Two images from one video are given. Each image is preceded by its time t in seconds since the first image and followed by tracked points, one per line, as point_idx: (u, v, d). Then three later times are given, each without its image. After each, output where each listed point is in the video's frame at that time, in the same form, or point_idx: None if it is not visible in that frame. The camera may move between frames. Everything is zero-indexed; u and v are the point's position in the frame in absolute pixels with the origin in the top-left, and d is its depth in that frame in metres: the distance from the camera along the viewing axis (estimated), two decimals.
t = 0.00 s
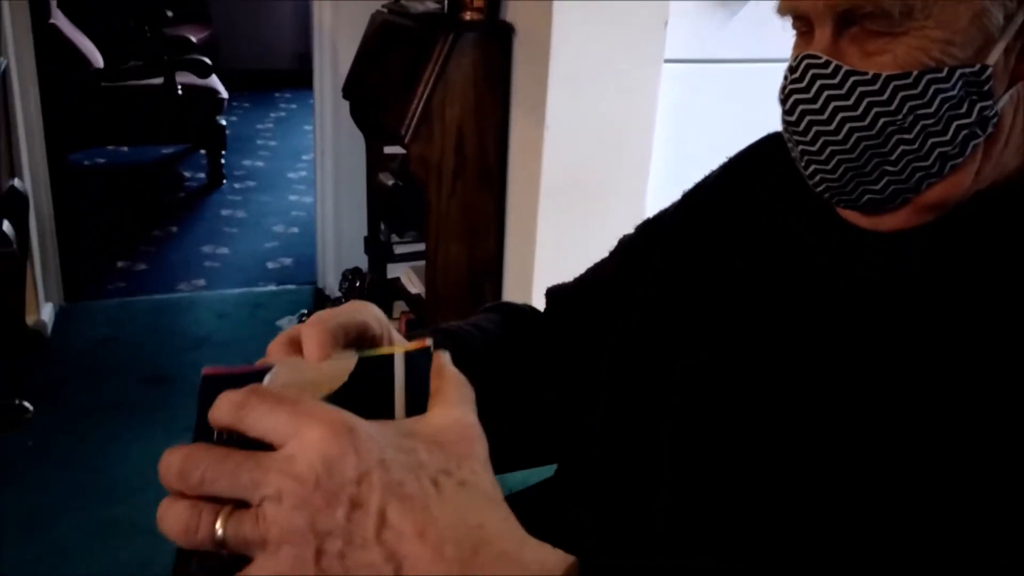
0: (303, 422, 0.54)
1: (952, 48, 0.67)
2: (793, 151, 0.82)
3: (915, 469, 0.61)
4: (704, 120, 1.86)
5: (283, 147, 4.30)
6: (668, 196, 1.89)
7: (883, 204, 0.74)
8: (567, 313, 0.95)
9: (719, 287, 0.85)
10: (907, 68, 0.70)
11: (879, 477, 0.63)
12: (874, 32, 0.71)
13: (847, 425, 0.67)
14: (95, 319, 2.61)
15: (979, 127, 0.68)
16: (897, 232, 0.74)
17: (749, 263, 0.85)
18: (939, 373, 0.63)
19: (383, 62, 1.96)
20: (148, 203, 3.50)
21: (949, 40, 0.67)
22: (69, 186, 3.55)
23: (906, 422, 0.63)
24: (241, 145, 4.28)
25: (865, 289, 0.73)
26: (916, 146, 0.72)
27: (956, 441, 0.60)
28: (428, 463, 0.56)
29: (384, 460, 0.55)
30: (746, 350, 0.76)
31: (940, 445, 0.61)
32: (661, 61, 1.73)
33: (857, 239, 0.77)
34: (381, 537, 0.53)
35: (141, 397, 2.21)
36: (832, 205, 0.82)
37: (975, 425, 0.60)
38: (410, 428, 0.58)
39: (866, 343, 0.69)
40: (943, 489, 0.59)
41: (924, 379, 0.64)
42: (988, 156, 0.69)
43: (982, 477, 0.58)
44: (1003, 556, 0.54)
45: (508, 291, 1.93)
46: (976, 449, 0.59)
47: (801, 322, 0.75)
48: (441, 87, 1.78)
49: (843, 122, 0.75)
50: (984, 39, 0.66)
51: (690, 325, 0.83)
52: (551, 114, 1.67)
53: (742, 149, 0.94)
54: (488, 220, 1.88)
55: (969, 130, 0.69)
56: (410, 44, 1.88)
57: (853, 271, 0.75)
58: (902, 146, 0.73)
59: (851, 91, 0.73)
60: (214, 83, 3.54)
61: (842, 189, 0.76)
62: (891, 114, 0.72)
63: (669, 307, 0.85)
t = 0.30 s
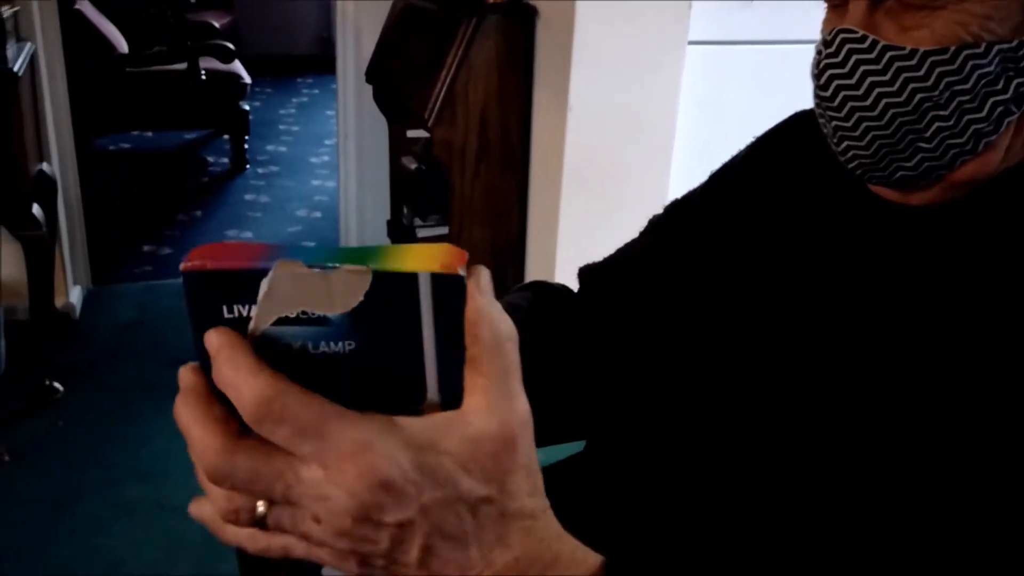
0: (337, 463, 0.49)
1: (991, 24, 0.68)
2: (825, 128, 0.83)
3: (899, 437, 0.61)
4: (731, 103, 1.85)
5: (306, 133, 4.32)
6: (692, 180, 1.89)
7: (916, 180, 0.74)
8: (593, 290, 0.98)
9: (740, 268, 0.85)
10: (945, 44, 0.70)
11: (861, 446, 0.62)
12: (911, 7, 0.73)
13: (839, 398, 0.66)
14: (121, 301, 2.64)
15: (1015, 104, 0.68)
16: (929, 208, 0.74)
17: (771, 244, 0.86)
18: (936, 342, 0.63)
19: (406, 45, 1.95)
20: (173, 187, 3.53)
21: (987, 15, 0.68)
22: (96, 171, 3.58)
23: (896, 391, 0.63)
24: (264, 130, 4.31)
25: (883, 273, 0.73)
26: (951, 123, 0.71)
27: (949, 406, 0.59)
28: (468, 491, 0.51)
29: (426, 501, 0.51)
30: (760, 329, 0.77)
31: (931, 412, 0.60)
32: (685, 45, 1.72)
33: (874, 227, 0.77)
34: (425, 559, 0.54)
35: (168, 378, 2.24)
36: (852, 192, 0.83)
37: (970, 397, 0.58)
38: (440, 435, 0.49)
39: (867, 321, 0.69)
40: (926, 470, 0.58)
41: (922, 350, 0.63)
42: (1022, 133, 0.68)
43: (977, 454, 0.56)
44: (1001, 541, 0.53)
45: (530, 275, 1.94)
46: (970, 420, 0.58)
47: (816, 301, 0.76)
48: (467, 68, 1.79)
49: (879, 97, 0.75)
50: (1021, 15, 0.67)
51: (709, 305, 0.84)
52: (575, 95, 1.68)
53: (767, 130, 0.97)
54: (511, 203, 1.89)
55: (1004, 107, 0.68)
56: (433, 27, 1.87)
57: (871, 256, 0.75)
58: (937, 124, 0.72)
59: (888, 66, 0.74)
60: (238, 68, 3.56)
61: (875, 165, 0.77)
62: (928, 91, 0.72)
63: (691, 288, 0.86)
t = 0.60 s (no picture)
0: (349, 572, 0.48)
1: None
2: (865, 117, 0.83)
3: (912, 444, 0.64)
4: (766, 95, 1.85)
5: (341, 123, 4.36)
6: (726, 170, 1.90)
7: (956, 170, 0.74)
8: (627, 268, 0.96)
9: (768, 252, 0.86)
10: (989, 33, 0.70)
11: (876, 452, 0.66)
12: None
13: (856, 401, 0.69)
14: (159, 287, 2.69)
15: None
16: (969, 198, 0.74)
17: (802, 228, 0.86)
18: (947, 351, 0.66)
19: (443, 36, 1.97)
20: (210, 176, 3.57)
21: None
22: (136, 159, 3.64)
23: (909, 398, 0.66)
24: (300, 120, 4.35)
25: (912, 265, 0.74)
26: (992, 114, 0.71)
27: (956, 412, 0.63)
28: (491, 566, 0.48)
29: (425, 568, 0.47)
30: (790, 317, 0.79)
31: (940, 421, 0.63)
32: (721, 35, 1.71)
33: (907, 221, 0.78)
34: None
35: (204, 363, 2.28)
36: (885, 183, 0.83)
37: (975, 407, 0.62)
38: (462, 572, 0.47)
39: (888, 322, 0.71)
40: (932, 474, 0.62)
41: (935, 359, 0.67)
42: None
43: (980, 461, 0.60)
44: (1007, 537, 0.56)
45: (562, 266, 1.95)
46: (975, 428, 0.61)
47: (824, 284, 0.80)
48: (501, 57, 1.78)
49: (920, 87, 0.75)
50: None
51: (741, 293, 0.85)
52: (608, 84, 1.68)
53: (806, 117, 0.94)
54: (543, 193, 1.90)
55: None
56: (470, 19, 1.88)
57: (902, 249, 0.76)
58: (978, 115, 0.72)
59: (931, 55, 0.74)
60: (276, 59, 3.60)
61: (914, 155, 0.77)
62: (970, 81, 0.71)
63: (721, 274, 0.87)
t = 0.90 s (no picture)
0: None
1: None
2: (888, 128, 0.83)
3: (913, 452, 0.68)
4: (789, 99, 1.83)
5: (363, 123, 4.38)
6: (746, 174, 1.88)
7: (980, 183, 0.75)
8: (639, 260, 0.96)
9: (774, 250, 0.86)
10: (1016, 46, 0.73)
11: (880, 458, 0.70)
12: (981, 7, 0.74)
13: (854, 403, 0.73)
14: (180, 284, 2.71)
15: None
16: (993, 210, 0.74)
17: (809, 228, 0.86)
18: (938, 360, 0.70)
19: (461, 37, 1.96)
20: (231, 175, 3.59)
21: None
22: (159, 157, 3.67)
23: (909, 403, 0.70)
24: (323, 120, 4.37)
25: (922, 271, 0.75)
26: (1018, 126, 0.74)
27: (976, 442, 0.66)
28: None
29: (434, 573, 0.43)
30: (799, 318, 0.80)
31: (939, 432, 0.68)
32: (743, 39, 1.70)
33: (926, 230, 0.77)
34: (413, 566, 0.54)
35: (222, 361, 2.29)
36: (906, 193, 0.82)
37: (975, 420, 0.67)
38: None
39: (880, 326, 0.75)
40: (931, 481, 0.67)
41: (931, 366, 0.70)
42: None
43: (980, 472, 0.65)
44: (1011, 539, 0.63)
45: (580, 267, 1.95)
46: (975, 441, 0.66)
47: (842, 292, 0.80)
48: (522, 58, 1.77)
49: (946, 101, 0.77)
50: None
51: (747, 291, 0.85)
52: (630, 89, 1.68)
53: (829, 121, 0.93)
54: (562, 194, 1.89)
55: None
56: (490, 18, 1.87)
57: (913, 254, 0.76)
58: (1004, 127, 0.74)
59: (956, 67, 0.75)
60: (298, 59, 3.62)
61: (938, 167, 0.77)
62: (996, 94, 0.74)
63: (737, 280, 0.87)
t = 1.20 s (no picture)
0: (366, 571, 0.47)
1: None
2: (899, 124, 0.83)
3: (918, 453, 0.69)
4: (803, 98, 1.83)
5: (377, 123, 4.39)
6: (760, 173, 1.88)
7: (992, 177, 0.74)
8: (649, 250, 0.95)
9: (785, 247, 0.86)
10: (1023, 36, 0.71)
11: (877, 455, 0.71)
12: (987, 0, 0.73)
13: (862, 405, 0.73)
14: (195, 284, 2.72)
15: None
16: (1005, 206, 0.74)
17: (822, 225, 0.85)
18: (946, 361, 0.70)
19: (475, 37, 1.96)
20: (246, 175, 3.61)
21: None
22: (176, 157, 3.69)
23: (911, 403, 0.70)
24: (337, 120, 4.39)
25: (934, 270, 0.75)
26: None
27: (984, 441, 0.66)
28: None
29: None
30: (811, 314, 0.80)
31: (942, 432, 0.68)
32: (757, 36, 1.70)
33: (939, 229, 0.76)
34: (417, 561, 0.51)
35: (237, 360, 2.30)
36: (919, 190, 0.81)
37: (974, 421, 0.67)
38: None
39: (890, 325, 0.75)
40: (929, 481, 0.67)
41: (935, 367, 0.70)
42: None
43: (982, 471, 0.65)
44: (1010, 539, 0.63)
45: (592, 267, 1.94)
46: (977, 433, 0.66)
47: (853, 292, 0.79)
48: (535, 58, 1.77)
49: (955, 94, 0.77)
50: None
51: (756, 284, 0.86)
52: (643, 88, 1.68)
53: (841, 119, 0.92)
54: (575, 194, 1.89)
55: None
56: (504, 18, 1.87)
57: (924, 253, 0.76)
58: (1014, 119, 0.73)
59: (964, 61, 0.74)
60: (313, 59, 3.63)
61: (949, 162, 0.76)
62: (1005, 87, 0.73)
63: (748, 279, 0.86)
